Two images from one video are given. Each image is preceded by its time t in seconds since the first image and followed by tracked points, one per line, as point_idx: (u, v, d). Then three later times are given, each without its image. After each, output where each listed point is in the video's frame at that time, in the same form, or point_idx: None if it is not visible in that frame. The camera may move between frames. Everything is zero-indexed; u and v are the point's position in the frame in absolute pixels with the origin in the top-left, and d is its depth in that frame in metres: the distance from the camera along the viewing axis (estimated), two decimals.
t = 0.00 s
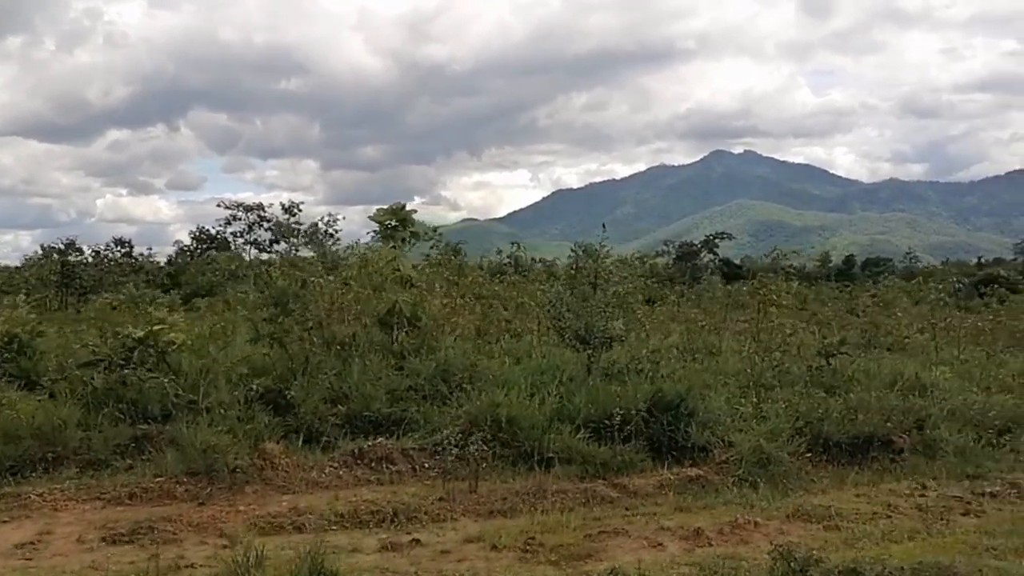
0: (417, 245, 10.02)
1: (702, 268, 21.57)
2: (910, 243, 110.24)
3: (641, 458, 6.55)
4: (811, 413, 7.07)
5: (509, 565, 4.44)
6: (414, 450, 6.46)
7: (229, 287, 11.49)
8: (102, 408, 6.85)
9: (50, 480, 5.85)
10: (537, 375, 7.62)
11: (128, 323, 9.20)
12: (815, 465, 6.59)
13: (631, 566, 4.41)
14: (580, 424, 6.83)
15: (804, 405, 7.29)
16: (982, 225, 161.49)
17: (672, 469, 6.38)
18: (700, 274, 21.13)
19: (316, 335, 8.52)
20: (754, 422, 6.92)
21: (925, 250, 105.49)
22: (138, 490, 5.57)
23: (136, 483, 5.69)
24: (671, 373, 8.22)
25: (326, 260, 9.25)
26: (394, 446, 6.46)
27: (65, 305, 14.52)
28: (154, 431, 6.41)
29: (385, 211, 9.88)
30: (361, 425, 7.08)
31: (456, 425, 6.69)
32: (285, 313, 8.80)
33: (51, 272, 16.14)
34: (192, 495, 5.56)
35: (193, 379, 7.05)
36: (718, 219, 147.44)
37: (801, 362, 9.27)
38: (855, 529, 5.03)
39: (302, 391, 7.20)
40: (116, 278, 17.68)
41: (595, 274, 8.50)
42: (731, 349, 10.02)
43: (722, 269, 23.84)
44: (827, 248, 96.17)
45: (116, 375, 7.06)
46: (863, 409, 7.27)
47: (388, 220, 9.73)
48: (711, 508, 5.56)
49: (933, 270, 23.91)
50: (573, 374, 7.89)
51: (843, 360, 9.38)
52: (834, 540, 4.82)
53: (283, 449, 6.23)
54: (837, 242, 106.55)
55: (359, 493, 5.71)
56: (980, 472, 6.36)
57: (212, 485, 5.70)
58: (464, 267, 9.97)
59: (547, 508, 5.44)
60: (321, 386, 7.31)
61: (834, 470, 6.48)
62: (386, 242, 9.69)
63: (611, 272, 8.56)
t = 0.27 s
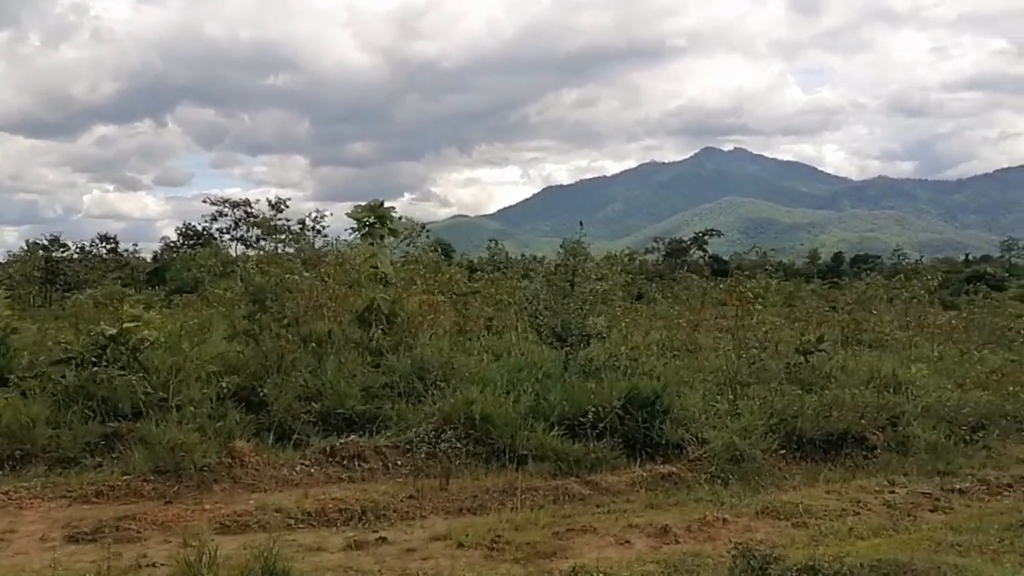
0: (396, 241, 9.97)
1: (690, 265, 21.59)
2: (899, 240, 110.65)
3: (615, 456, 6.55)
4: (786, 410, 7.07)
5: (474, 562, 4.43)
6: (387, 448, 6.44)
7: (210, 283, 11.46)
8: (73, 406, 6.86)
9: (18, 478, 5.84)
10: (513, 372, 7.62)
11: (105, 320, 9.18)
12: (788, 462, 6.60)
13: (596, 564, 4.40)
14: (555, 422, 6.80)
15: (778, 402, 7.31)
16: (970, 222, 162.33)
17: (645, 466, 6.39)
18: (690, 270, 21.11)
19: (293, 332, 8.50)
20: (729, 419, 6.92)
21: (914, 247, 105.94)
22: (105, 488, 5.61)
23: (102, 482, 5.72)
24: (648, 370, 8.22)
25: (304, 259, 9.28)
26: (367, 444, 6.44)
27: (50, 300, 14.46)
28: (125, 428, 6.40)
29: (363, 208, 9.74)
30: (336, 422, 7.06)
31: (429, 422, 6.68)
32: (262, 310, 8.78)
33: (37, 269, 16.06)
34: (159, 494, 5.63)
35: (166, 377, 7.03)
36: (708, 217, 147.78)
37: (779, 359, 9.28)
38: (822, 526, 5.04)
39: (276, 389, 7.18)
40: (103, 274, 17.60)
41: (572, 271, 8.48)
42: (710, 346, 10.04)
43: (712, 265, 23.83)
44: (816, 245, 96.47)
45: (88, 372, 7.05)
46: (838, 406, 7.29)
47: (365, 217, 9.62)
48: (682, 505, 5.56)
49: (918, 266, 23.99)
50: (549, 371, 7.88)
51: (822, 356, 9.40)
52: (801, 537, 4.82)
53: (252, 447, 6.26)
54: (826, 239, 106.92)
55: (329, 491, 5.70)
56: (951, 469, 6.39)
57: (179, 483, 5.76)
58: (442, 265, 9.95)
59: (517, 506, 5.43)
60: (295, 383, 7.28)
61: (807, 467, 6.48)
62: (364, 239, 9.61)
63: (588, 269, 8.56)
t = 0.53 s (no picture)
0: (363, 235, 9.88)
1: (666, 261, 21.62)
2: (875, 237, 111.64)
3: (576, 452, 6.54)
4: (747, 406, 7.10)
5: (426, 559, 4.41)
6: (346, 443, 6.40)
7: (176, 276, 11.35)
8: (31, 400, 6.73)
9: None
10: (477, 367, 7.59)
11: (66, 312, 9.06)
12: (748, 458, 6.62)
13: (549, 560, 4.39)
14: (516, 418, 6.80)
15: (740, 397, 7.33)
16: (944, 220, 164.09)
17: (606, 462, 6.39)
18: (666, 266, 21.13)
19: (256, 327, 8.44)
20: (689, 415, 6.94)
21: (888, 244, 106.92)
22: (57, 485, 5.58)
23: (55, 478, 5.68)
24: (613, 366, 8.23)
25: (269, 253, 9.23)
26: (326, 439, 6.40)
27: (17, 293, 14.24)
28: (82, 423, 6.30)
29: (328, 202, 9.65)
30: (296, 418, 7.01)
31: (390, 418, 6.64)
32: (225, 305, 8.72)
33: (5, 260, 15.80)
34: (113, 490, 5.60)
35: (125, 371, 6.94)
36: (686, 212, 148.34)
37: (745, 354, 9.32)
38: (776, 521, 5.06)
39: (236, 384, 7.12)
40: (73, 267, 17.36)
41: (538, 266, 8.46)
42: (677, 343, 10.06)
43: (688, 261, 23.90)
44: (792, 242, 97.13)
45: (46, 367, 6.91)
46: (799, 402, 7.33)
47: (331, 211, 9.51)
48: (639, 501, 5.57)
49: (889, 262, 24.20)
50: (513, 366, 7.87)
51: (787, 352, 9.45)
52: (755, 534, 4.84)
53: (210, 443, 6.22)
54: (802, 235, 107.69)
55: (286, 487, 5.67)
56: (909, 465, 6.45)
57: (134, 479, 5.73)
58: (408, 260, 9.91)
59: (475, 501, 5.41)
60: (257, 378, 7.22)
61: (767, 463, 6.51)
62: (330, 234, 9.50)
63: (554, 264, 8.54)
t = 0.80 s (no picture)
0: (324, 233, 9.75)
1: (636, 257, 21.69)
2: (844, 234, 112.83)
3: (531, 448, 6.54)
4: (703, 402, 7.13)
5: (372, 558, 4.38)
6: (300, 441, 6.37)
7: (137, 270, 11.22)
8: None
9: None
10: (434, 363, 7.56)
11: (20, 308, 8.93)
12: (703, 454, 6.66)
13: (496, 557, 4.38)
14: (472, 415, 6.79)
15: (696, 394, 7.36)
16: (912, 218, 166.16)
17: (561, 458, 6.39)
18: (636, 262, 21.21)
19: (213, 323, 8.36)
20: (646, 411, 6.96)
21: (858, 241, 108.09)
22: (1, 483, 5.50)
23: None
24: (572, 362, 8.23)
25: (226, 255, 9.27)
26: (279, 437, 6.36)
27: None
28: (29, 420, 6.21)
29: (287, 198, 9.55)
30: (250, 415, 6.97)
31: (345, 415, 6.60)
32: (182, 301, 8.64)
33: None
34: (59, 489, 5.54)
35: (75, 368, 6.85)
36: (659, 209, 148.90)
37: (706, 350, 9.36)
38: (724, 517, 5.09)
39: (189, 381, 7.07)
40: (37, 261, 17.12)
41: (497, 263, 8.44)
42: (639, 340, 10.09)
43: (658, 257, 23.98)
44: (764, 239, 97.88)
45: None
46: (755, 399, 7.38)
47: (291, 205, 9.40)
48: (591, 498, 5.58)
49: (856, 259, 24.45)
50: (471, 363, 7.84)
51: (747, 348, 9.50)
52: (703, 530, 4.86)
53: (160, 440, 6.17)
54: (773, 232, 108.57)
55: (235, 486, 5.63)
56: (860, 461, 6.51)
57: (81, 478, 5.67)
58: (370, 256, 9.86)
59: (425, 499, 5.39)
60: (211, 375, 7.15)
61: (722, 459, 6.55)
62: (290, 229, 9.37)
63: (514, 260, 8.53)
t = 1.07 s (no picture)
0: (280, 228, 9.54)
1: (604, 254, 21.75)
2: (813, 233, 114.04)
3: (486, 447, 6.50)
4: (658, 400, 7.13)
5: (315, 559, 4.33)
6: (250, 441, 6.29)
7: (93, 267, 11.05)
8: None
9: None
10: (390, 361, 7.50)
11: None
12: (657, 452, 6.66)
13: (440, 558, 4.34)
14: (426, 414, 6.74)
15: (652, 391, 7.37)
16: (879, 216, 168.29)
17: (515, 457, 6.37)
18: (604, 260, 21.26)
19: (167, 322, 8.25)
20: (601, 409, 6.95)
21: (826, 239, 109.30)
22: None
23: None
24: (530, 360, 8.20)
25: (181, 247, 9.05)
26: (229, 437, 6.28)
27: None
28: None
29: (244, 193, 9.30)
30: (202, 415, 6.87)
31: (297, 414, 6.53)
32: (135, 299, 8.51)
33: None
34: None
35: (21, 367, 6.72)
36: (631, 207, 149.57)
37: (665, 348, 9.38)
38: (673, 515, 5.09)
39: (139, 380, 6.96)
40: None
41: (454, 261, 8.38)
42: (600, 339, 10.09)
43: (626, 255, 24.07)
44: (734, 237, 98.63)
45: None
46: (710, 396, 7.40)
47: (248, 203, 9.20)
48: (542, 496, 5.56)
49: (821, 258, 24.68)
50: (428, 362, 7.79)
51: (705, 345, 9.53)
52: (651, 528, 4.86)
53: (107, 441, 6.06)
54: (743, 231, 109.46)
55: (182, 487, 5.55)
56: (812, 457, 6.54)
57: (23, 479, 5.56)
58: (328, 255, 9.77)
59: (374, 499, 5.34)
60: (162, 374, 7.04)
61: (675, 457, 6.56)
62: (246, 226, 9.19)
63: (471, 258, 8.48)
